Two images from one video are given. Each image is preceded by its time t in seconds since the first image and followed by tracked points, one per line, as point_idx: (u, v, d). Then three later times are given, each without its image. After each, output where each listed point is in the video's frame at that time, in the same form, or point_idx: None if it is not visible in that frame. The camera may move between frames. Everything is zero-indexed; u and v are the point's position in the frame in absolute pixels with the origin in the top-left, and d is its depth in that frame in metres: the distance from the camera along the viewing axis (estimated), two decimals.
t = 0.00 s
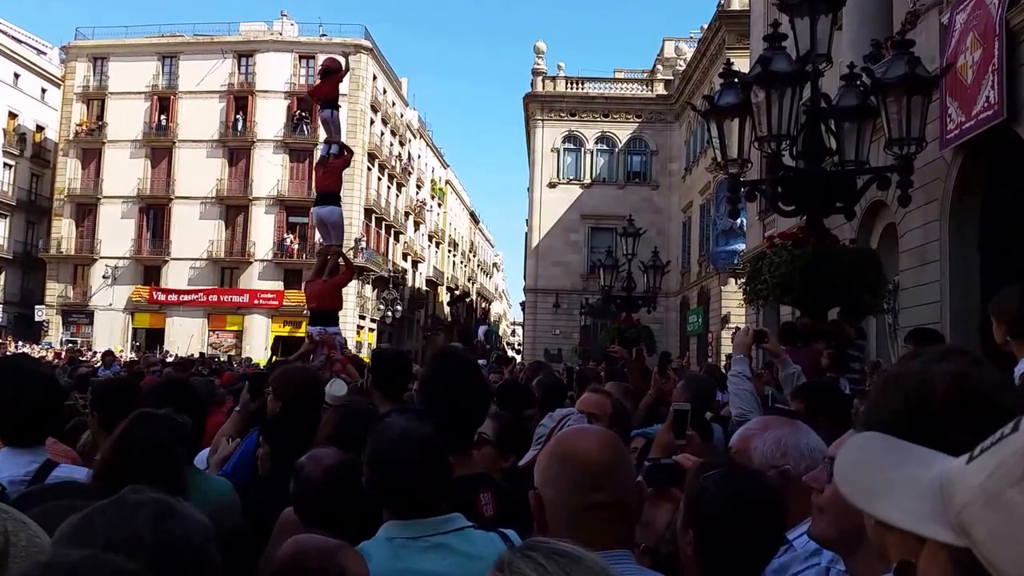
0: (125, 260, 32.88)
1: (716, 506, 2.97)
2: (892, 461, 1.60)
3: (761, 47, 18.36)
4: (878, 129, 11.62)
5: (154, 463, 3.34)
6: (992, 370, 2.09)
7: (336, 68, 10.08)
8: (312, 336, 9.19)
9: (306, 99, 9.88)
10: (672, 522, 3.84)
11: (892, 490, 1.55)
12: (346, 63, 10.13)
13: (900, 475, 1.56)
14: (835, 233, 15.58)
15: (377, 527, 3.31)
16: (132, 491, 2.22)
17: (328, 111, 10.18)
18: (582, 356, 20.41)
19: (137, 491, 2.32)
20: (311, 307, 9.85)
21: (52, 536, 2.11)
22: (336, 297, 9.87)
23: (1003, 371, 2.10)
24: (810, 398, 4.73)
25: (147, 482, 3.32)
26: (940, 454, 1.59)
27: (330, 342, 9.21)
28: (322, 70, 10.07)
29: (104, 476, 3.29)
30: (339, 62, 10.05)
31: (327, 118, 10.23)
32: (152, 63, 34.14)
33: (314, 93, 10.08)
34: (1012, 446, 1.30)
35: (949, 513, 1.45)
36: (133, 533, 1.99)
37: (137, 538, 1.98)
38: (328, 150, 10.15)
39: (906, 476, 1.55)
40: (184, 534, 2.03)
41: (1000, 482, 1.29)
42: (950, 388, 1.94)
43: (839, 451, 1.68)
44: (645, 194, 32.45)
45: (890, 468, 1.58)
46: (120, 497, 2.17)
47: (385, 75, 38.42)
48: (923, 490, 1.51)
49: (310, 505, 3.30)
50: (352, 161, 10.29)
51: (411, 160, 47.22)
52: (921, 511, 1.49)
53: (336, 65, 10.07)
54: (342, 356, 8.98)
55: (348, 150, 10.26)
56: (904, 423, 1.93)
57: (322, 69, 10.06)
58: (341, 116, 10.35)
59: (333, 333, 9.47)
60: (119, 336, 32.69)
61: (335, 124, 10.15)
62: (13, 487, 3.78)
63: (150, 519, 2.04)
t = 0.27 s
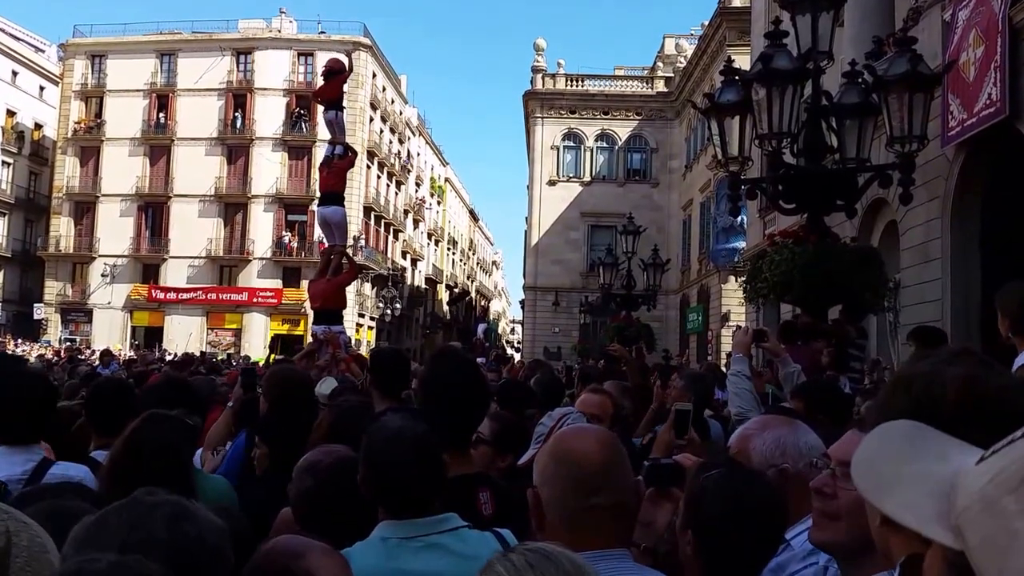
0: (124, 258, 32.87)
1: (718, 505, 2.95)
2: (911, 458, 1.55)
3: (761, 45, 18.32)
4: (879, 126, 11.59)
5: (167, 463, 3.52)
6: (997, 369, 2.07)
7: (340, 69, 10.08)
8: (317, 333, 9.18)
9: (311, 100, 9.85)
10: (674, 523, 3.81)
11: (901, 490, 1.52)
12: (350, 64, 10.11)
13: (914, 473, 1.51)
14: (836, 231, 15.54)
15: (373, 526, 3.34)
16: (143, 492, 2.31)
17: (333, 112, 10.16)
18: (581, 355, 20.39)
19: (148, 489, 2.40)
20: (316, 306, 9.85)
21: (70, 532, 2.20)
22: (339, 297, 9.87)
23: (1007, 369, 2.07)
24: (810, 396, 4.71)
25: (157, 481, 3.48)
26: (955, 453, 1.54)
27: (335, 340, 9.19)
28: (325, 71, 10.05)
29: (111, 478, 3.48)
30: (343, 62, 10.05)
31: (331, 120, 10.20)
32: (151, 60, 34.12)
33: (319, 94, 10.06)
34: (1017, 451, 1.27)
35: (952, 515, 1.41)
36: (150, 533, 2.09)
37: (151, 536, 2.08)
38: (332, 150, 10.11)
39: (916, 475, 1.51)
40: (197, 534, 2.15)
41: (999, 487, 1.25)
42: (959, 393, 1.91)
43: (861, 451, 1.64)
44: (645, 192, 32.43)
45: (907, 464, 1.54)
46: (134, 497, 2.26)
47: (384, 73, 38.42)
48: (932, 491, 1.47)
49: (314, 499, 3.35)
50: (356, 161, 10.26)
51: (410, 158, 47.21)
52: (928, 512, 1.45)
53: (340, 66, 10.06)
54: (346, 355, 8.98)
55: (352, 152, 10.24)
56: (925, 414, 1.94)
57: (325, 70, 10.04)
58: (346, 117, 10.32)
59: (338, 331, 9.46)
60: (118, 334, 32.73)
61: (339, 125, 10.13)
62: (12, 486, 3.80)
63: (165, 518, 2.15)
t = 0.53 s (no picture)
0: (123, 256, 32.88)
1: (716, 505, 2.92)
2: (916, 456, 1.50)
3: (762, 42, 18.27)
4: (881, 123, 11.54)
5: (163, 463, 3.49)
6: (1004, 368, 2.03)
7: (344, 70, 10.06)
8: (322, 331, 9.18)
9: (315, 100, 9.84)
10: (674, 523, 3.77)
11: (899, 491, 1.47)
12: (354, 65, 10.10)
13: (915, 475, 1.47)
14: (837, 229, 15.51)
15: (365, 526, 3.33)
16: (150, 491, 2.18)
17: (336, 112, 10.14)
18: (581, 353, 20.40)
19: (158, 488, 2.27)
20: (320, 305, 9.83)
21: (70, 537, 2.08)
22: (343, 296, 9.84)
23: (1012, 367, 2.03)
24: (810, 395, 4.69)
25: (154, 480, 3.46)
26: (959, 453, 1.49)
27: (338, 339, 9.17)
28: (329, 71, 10.03)
29: (109, 475, 3.45)
30: (348, 62, 10.03)
31: (335, 120, 10.18)
32: (149, 58, 34.12)
33: (322, 94, 10.05)
34: (1015, 456, 1.23)
35: (948, 519, 1.37)
36: (153, 533, 1.96)
37: (154, 535, 1.95)
38: (336, 150, 10.09)
39: (916, 477, 1.46)
40: (203, 535, 2.00)
41: (995, 494, 1.23)
42: (964, 397, 1.87)
43: (865, 443, 1.57)
44: (645, 190, 32.39)
45: (911, 464, 1.49)
46: (136, 497, 2.13)
47: (384, 70, 38.41)
48: (931, 494, 1.42)
49: (312, 500, 3.41)
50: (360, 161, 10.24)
51: (410, 156, 47.19)
52: (925, 515, 1.41)
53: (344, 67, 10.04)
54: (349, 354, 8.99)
55: (355, 152, 10.22)
56: (929, 410, 1.90)
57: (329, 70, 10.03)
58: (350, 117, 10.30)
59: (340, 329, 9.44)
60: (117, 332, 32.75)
61: (343, 125, 10.10)
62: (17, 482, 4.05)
63: (169, 517, 2.02)
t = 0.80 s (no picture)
0: (121, 255, 32.89)
1: (715, 506, 2.89)
2: (915, 454, 1.47)
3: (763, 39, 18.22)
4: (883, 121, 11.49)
5: (162, 463, 3.48)
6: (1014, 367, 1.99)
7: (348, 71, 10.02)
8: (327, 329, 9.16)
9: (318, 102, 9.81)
10: (674, 524, 3.74)
11: (898, 491, 1.43)
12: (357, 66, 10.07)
13: (913, 475, 1.43)
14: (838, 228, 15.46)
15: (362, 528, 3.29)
16: (157, 489, 2.21)
17: (339, 113, 10.12)
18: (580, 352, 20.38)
19: (161, 486, 2.30)
20: (324, 305, 9.81)
21: (80, 535, 2.11)
22: (347, 296, 9.81)
23: (1017, 367, 1.99)
24: (810, 395, 4.66)
25: (152, 480, 3.44)
26: (960, 454, 1.45)
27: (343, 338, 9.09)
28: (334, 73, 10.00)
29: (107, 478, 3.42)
30: (352, 64, 10.01)
31: (338, 121, 10.15)
32: (148, 56, 34.13)
33: (326, 96, 10.01)
34: (1016, 457, 1.20)
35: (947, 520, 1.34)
36: (159, 533, 1.99)
37: (166, 533, 1.99)
38: (339, 150, 10.04)
39: (913, 478, 1.43)
40: (212, 532, 2.03)
41: (991, 496, 1.20)
42: (974, 399, 1.83)
43: (863, 442, 1.53)
44: (646, 187, 32.36)
45: (911, 465, 1.45)
46: (147, 494, 2.15)
47: (383, 68, 38.42)
48: (928, 496, 1.39)
49: (310, 500, 3.40)
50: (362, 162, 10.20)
51: (409, 154, 47.19)
52: (923, 516, 1.38)
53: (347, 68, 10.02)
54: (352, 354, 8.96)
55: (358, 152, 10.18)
56: (936, 410, 1.86)
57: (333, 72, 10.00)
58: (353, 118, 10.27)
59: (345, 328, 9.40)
60: (116, 331, 32.74)
61: (347, 126, 10.07)
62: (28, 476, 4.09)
63: (178, 514, 2.05)
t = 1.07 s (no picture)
0: (120, 253, 32.89)
1: (713, 504, 2.86)
2: (911, 449, 1.43)
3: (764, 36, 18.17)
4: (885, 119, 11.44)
5: (164, 460, 3.47)
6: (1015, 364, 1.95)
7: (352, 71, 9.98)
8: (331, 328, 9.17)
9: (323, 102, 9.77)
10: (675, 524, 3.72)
11: (891, 484, 1.40)
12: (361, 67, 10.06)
13: (904, 468, 1.39)
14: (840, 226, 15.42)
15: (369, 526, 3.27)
16: (173, 484, 2.20)
17: (344, 114, 10.09)
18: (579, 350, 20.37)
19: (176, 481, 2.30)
20: (326, 303, 9.81)
21: (99, 529, 2.09)
22: (350, 295, 9.80)
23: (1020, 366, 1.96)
24: (812, 395, 4.62)
25: (153, 478, 3.42)
26: (954, 448, 1.41)
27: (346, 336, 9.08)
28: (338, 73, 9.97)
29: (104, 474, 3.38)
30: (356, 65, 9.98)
31: (343, 121, 10.12)
32: (148, 53, 34.13)
33: (331, 96, 9.97)
34: (1010, 451, 1.17)
35: (939, 515, 1.31)
36: (181, 528, 2.00)
37: (188, 531, 1.99)
38: (343, 150, 10.00)
39: (905, 470, 1.39)
40: (233, 530, 2.05)
41: (984, 491, 1.18)
42: (977, 397, 1.79)
43: (856, 438, 1.49)
44: (647, 186, 32.32)
45: (905, 457, 1.41)
46: (167, 489, 2.15)
47: (383, 66, 38.41)
48: (919, 489, 1.36)
49: (308, 497, 3.37)
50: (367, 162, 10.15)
51: (409, 152, 47.15)
52: (915, 511, 1.34)
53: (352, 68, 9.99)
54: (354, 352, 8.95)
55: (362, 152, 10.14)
56: (939, 407, 1.82)
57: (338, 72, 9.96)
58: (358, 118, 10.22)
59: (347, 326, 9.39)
60: (114, 330, 32.74)
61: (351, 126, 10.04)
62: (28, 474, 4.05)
63: (200, 512, 2.06)
